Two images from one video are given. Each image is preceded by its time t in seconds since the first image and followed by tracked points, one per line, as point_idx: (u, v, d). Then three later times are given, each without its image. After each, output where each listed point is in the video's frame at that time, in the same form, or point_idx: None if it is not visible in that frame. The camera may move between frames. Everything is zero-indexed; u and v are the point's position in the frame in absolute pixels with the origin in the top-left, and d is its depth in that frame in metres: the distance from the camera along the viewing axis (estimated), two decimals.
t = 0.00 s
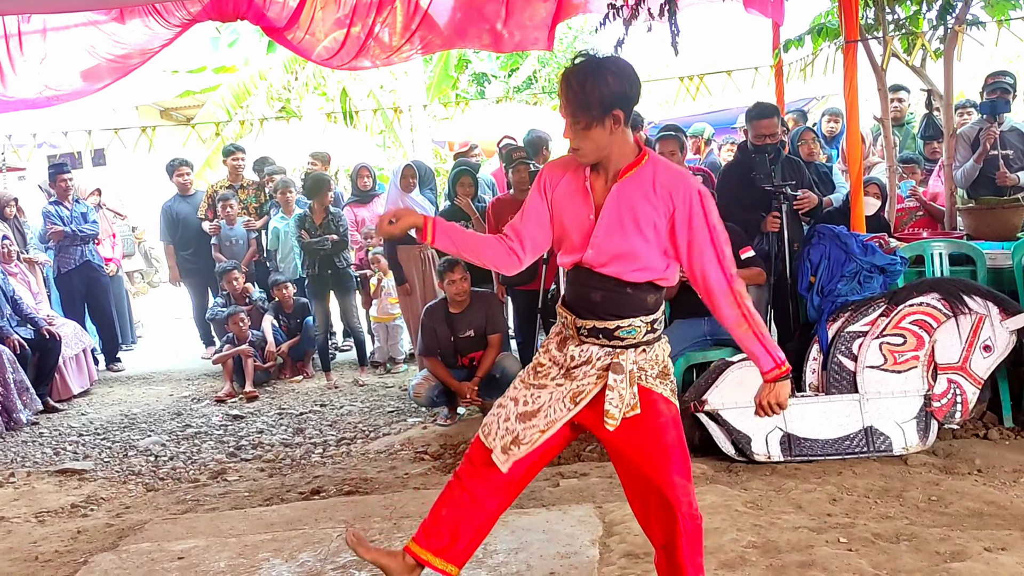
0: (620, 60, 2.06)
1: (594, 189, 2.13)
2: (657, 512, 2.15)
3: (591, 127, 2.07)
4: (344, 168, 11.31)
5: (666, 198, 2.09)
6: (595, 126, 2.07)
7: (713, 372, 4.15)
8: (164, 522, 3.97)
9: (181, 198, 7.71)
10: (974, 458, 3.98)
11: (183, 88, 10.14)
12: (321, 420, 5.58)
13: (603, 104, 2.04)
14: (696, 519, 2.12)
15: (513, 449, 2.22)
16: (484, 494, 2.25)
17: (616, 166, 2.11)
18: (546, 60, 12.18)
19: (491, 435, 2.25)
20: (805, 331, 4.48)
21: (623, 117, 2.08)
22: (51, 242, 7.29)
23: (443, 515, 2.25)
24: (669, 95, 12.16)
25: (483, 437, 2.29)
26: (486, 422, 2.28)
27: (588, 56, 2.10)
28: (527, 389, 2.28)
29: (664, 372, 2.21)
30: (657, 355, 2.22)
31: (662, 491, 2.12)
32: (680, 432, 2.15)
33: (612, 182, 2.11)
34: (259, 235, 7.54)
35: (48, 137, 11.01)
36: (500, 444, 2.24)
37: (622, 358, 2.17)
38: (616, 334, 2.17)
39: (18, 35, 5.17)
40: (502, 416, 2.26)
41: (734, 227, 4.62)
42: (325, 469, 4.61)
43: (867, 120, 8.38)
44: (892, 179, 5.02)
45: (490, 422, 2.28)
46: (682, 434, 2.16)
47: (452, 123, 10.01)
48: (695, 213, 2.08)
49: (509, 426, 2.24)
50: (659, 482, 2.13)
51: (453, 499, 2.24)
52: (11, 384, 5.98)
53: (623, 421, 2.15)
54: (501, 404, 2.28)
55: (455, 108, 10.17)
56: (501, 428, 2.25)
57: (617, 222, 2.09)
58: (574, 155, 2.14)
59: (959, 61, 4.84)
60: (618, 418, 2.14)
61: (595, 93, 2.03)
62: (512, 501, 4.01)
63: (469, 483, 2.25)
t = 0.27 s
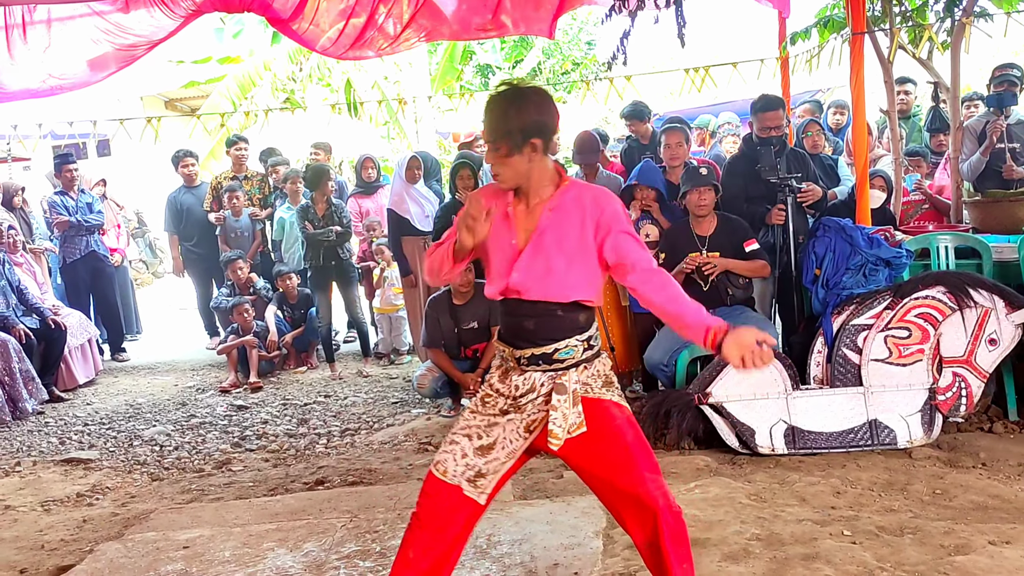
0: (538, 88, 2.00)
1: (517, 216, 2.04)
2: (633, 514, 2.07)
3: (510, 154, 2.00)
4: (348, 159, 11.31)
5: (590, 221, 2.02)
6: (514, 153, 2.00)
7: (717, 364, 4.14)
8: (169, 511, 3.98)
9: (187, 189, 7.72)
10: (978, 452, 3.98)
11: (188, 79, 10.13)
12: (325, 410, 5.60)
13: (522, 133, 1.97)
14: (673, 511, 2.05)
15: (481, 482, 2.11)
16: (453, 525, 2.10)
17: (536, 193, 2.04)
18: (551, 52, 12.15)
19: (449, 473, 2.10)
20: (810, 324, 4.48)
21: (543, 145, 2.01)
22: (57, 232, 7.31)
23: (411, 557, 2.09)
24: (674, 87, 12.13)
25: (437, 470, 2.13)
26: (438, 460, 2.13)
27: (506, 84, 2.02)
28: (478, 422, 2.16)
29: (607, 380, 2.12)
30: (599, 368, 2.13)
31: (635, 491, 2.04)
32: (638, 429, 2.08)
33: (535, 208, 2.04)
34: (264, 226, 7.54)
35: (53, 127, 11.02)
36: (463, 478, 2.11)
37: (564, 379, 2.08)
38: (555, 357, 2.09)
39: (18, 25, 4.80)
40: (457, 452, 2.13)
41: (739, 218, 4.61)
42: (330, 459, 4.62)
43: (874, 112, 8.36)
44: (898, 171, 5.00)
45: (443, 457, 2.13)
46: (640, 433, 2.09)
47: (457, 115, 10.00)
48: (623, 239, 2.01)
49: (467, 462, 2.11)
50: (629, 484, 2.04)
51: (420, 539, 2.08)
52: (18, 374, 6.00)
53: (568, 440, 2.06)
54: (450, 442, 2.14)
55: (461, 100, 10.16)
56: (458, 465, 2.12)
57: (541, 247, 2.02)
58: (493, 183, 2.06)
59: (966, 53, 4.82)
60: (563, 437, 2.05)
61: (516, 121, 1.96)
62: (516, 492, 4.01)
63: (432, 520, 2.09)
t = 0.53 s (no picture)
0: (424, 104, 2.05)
1: (451, 225, 2.12)
2: (632, 483, 2.11)
3: (422, 173, 2.05)
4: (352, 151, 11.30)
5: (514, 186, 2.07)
6: (425, 172, 2.05)
7: (719, 358, 4.13)
8: (172, 501, 3.99)
9: (191, 179, 7.75)
10: (980, 446, 3.98)
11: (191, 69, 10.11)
12: (328, 401, 5.61)
13: (424, 151, 2.03)
14: (672, 475, 2.10)
15: (454, 462, 2.13)
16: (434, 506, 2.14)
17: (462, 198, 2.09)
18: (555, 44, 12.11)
19: (426, 451, 2.15)
20: (813, 318, 4.47)
21: (452, 156, 2.06)
22: (61, 221, 7.32)
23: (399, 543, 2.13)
24: (678, 80, 12.09)
25: (415, 451, 2.17)
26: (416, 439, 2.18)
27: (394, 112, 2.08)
28: (459, 404, 2.21)
29: (592, 359, 2.23)
30: (582, 348, 2.23)
31: (632, 457, 2.10)
32: (629, 402, 2.17)
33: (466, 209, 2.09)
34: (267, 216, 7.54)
35: (57, 117, 11.01)
36: (440, 459, 2.15)
37: (550, 364, 2.17)
38: (537, 345, 2.17)
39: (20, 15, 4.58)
40: (436, 432, 2.18)
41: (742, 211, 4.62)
42: (332, 450, 4.62)
43: (879, 105, 8.33)
44: (903, 165, 4.99)
45: (421, 437, 2.18)
46: (630, 405, 2.19)
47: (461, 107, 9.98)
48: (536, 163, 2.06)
49: (443, 441, 2.15)
50: (627, 451, 2.11)
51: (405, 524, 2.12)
52: (21, 363, 6.01)
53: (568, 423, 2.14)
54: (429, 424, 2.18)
55: (464, 91, 10.13)
56: (435, 444, 2.16)
57: (487, 239, 2.06)
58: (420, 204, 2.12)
59: (972, 46, 4.80)
60: (563, 420, 2.12)
61: (414, 144, 2.02)
62: (518, 484, 4.02)
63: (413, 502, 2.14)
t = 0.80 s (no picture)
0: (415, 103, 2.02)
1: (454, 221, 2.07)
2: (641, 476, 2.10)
3: (418, 172, 2.01)
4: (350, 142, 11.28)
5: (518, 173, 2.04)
6: (421, 170, 2.01)
7: (716, 351, 4.13)
8: (169, 491, 3.99)
9: (190, 168, 7.73)
10: (976, 440, 3.98)
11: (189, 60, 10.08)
12: (325, 392, 5.61)
13: (419, 149, 1.99)
14: (681, 468, 2.09)
15: (464, 456, 2.11)
16: (439, 500, 2.12)
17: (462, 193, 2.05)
18: (554, 36, 12.08)
19: (433, 446, 2.12)
20: (810, 312, 4.48)
21: (447, 153, 2.03)
22: (58, 211, 7.31)
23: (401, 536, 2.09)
24: (677, 73, 12.08)
25: (421, 445, 2.14)
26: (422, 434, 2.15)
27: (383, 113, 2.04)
28: (465, 400, 2.19)
29: (601, 351, 2.23)
30: (590, 339, 2.24)
31: (642, 450, 2.08)
32: (637, 395, 2.16)
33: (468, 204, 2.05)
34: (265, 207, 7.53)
35: (54, 106, 10.99)
36: (448, 454, 2.12)
37: (559, 356, 2.17)
38: (547, 337, 2.17)
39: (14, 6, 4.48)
40: (442, 427, 2.15)
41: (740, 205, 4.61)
42: (329, 441, 4.63)
43: (877, 99, 8.33)
44: (901, 159, 4.99)
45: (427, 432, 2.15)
46: (640, 399, 2.17)
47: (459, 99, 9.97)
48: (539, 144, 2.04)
49: (451, 435, 2.13)
50: (637, 444, 2.10)
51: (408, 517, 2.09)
52: (18, 353, 6.01)
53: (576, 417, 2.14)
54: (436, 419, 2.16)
55: (463, 84, 10.12)
56: (443, 438, 2.14)
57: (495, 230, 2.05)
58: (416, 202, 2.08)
59: (971, 40, 4.80)
60: (572, 414, 2.13)
61: (408, 143, 1.98)
62: (515, 476, 4.02)
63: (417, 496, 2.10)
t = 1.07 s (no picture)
0: (489, 87, 1.97)
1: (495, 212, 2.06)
2: (645, 478, 2.12)
3: (475, 158, 1.98)
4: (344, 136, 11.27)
5: (569, 178, 2.02)
6: (478, 156, 1.98)
7: (710, 347, 4.13)
8: (161, 485, 3.99)
9: (185, 161, 7.72)
10: (968, 437, 4.00)
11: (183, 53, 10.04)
12: (318, 387, 5.60)
13: (482, 135, 1.96)
14: (686, 471, 2.10)
15: (464, 460, 2.13)
16: (435, 499, 2.13)
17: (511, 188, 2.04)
18: (549, 31, 12.06)
19: (433, 449, 2.13)
20: (804, 308, 4.48)
21: (506, 144, 2.00)
22: (50, 204, 7.27)
23: (394, 532, 2.09)
24: (672, 69, 12.08)
25: (421, 445, 2.14)
26: (423, 436, 2.15)
27: (454, 89, 2.00)
28: (467, 404, 2.20)
29: (604, 357, 2.23)
30: (596, 349, 2.24)
31: (647, 452, 2.10)
32: (642, 398, 2.17)
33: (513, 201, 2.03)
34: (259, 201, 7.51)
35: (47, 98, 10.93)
36: (449, 456, 2.14)
37: (564, 365, 2.16)
38: (555, 345, 2.15)
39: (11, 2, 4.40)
40: (442, 430, 2.16)
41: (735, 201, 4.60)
42: (322, 436, 4.62)
43: (872, 97, 8.33)
44: (895, 156, 5.00)
45: (428, 434, 2.16)
46: (642, 401, 2.18)
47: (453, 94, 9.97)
48: (605, 159, 2.01)
49: (452, 440, 2.14)
50: (642, 446, 2.11)
51: (403, 513, 2.09)
52: (10, 346, 5.99)
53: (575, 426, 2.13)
54: (438, 419, 2.17)
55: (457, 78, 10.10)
56: (443, 441, 2.15)
57: (532, 231, 2.03)
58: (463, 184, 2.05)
59: (966, 38, 4.80)
60: (571, 423, 2.11)
61: (472, 126, 1.95)
62: (508, 471, 4.02)
63: (413, 492, 2.11)
